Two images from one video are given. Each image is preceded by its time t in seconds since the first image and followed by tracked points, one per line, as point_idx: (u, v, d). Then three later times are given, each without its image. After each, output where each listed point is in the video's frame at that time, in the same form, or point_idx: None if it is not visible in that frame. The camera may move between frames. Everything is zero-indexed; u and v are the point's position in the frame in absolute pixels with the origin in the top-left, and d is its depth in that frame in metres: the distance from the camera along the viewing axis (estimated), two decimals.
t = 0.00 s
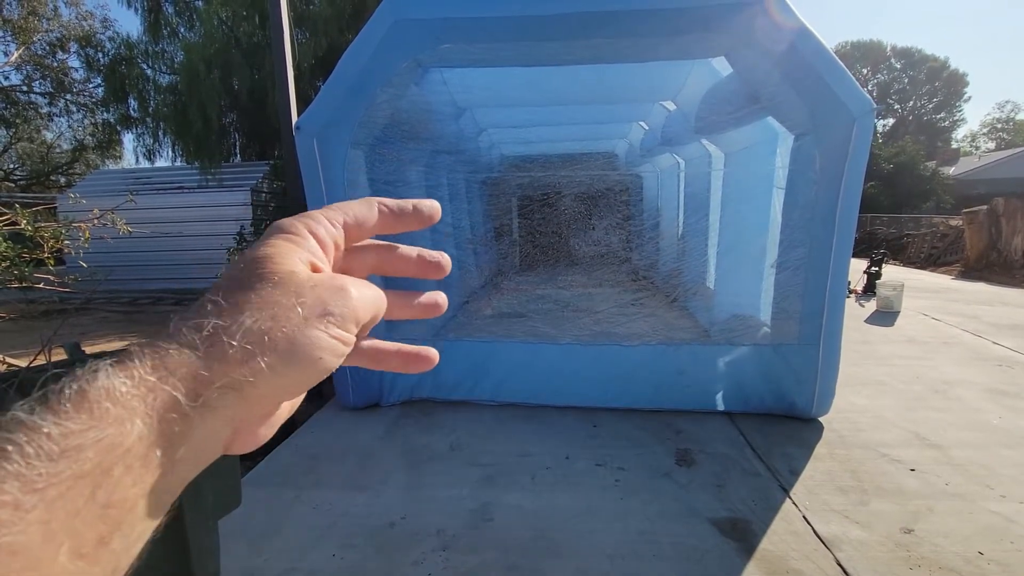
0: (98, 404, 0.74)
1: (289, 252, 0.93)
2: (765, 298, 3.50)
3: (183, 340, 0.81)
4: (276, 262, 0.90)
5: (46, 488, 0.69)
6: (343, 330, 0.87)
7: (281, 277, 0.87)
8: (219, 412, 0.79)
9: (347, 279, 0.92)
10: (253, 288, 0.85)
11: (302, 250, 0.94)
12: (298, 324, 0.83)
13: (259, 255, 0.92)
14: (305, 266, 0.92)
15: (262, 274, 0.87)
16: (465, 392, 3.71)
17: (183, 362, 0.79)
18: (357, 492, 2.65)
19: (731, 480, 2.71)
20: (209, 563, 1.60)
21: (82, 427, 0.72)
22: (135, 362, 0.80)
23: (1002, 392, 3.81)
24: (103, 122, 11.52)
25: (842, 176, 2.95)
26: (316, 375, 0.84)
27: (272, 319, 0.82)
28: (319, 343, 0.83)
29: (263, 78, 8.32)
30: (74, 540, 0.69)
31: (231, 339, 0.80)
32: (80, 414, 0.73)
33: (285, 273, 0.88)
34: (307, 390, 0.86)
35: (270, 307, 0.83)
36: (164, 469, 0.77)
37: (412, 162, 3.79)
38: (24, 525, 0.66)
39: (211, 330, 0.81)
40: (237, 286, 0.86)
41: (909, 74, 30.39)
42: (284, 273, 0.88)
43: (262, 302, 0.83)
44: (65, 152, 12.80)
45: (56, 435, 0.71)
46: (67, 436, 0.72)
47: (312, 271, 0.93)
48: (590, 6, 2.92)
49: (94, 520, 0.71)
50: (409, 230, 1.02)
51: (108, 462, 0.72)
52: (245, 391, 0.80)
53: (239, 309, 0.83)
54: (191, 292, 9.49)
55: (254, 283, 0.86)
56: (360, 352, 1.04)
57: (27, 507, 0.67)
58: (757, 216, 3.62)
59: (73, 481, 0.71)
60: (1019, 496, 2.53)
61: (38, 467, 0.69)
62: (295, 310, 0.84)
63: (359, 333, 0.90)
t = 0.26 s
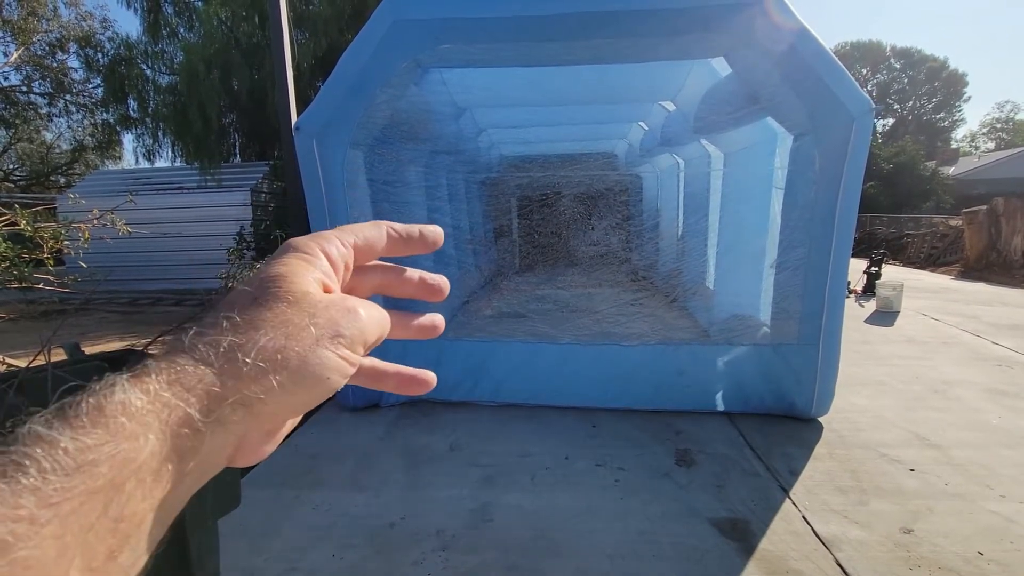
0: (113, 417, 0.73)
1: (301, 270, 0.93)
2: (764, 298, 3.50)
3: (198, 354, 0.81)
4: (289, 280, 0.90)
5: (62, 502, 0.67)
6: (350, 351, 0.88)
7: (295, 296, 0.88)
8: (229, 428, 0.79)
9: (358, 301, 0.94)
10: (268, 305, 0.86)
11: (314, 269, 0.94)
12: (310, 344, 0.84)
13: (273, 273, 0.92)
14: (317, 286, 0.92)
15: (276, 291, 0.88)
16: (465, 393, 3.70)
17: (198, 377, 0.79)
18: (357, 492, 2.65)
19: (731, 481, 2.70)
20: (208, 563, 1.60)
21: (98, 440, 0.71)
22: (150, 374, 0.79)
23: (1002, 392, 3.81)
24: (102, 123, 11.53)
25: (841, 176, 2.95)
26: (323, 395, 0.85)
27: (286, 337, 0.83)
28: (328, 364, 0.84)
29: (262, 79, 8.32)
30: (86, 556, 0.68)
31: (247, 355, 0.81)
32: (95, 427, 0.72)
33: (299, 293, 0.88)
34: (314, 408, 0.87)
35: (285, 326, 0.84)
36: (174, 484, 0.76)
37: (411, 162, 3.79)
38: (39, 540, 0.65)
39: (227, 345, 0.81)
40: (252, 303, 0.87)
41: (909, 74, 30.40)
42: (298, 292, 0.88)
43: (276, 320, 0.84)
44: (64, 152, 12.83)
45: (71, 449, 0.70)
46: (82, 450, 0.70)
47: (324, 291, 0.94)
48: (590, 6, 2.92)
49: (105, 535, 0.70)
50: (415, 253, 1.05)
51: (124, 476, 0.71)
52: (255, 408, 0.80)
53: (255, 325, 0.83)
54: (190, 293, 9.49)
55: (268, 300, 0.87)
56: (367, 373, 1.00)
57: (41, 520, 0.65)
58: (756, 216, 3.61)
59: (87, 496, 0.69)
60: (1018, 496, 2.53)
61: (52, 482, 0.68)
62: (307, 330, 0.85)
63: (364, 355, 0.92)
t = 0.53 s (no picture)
0: (112, 424, 0.74)
1: (304, 278, 0.93)
2: (764, 298, 3.50)
3: (196, 361, 0.81)
4: (291, 288, 0.90)
5: (60, 510, 0.67)
6: (350, 360, 0.89)
7: (296, 304, 0.88)
8: (226, 436, 0.79)
9: (357, 310, 0.93)
10: (268, 313, 0.86)
11: (316, 277, 0.94)
12: (310, 352, 0.84)
13: (274, 281, 0.92)
14: (318, 294, 0.92)
15: (277, 299, 0.88)
16: (465, 393, 3.71)
17: (196, 384, 0.80)
18: (357, 492, 2.65)
19: (731, 481, 2.70)
20: (208, 563, 1.60)
21: (96, 447, 0.72)
22: (149, 381, 0.79)
23: (1002, 392, 3.81)
24: (102, 123, 11.53)
25: (841, 176, 2.95)
26: (320, 403, 0.86)
27: (285, 345, 0.83)
28: (327, 372, 0.85)
29: (263, 79, 8.32)
30: (83, 563, 0.68)
31: (245, 362, 0.81)
32: (94, 434, 0.73)
33: (300, 301, 0.88)
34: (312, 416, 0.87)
35: (284, 334, 0.84)
36: (171, 491, 0.76)
37: (411, 163, 3.81)
38: (36, 548, 0.65)
39: (226, 352, 0.82)
40: (252, 310, 0.87)
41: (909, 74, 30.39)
42: (298, 300, 0.88)
43: (276, 328, 0.84)
44: (65, 153, 12.84)
45: (68, 456, 0.71)
46: (80, 457, 0.71)
47: (324, 300, 0.93)
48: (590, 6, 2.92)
49: (102, 543, 0.70)
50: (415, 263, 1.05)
51: (121, 484, 0.71)
52: (252, 416, 0.80)
53: (254, 333, 0.83)
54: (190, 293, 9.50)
55: (268, 308, 0.87)
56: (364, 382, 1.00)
57: (40, 528, 0.66)
58: (757, 217, 3.62)
59: (85, 504, 0.69)
60: (1018, 496, 2.53)
61: (50, 489, 0.68)
62: (308, 338, 0.85)
63: (363, 362, 0.92)
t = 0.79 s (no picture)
0: (94, 430, 0.74)
1: (289, 276, 0.92)
2: (763, 298, 3.50)
3: (177, 365, 0.82)
4: (274, 287, 0.90)
5: (47, 516, 0.68)
6: (337, 351, 0.86)
7: (277, 300, 0.87)
8: (213, 436, 0.80)
9: (343, 301, 0.91)
10: (247, 313, 0.85)
11: (301, 276, 0.93)
12: (293, 347, 0.83)
13: (257, 281, 0.91)
14: (301, 291, 0.91)
15: (258, 298, 0.87)
16: (465, 393, 3.71)
17: (178, 388, 0.80)
18: (357, 493, 2.65)
19: (731, 481, 2.70)
20: (207, 564, 1.59)
21: (80, 454, 0.72)
22: (131, 387, 0.80)
23: (1001, 392, 3.82)
24: (102, 124, 11.52)
25: (841, 175, 2.95)
26: (307, 399, 0.85)
27: (266, 341, 0.82)
28: (314, 367, 0.83)
29: (263, 80, 8.32)
30: (75, 567, 0.69)
31: (226, 362, 0.81)
32: (77, 441, 0.73)
33: (282, 298, 0.87)
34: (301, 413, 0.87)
35: (265, 331, 0.83)
36: (160, 494, 0.77)
37: (411, 163, 3.82)
38: (25, 554, 0.66)
39: (206, 354, 0.82)
40: (233, 311, 0.87)
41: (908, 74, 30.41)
42: (279, 297, 0.87)
43: (256, 325, 0.83)
44: (64, 154, 12.84)
45: (53, 464, 0.72)
46: (64, 464, 0.72)
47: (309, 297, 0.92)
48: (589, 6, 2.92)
49: (93, 547, 0.71)
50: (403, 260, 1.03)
51: (107, 489, 0.72)
52: (238, 415, 0.81)
53: (233, 333, 0.83)
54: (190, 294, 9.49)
55: (248, 308, 0.86)
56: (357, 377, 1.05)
57: (27, 535, 0.67)
58: (757, 217, 3.62)
59: (72, 510, 0.70)
60: (1018, 495, 2.53)
61: (36, 497, 0.69)
62: (290, 333, 0.84)
63: (353, 355, 0.90)
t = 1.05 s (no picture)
0: (69, 430, 0.75)
1: (258, 269, 0.92)
2: (763, 298, 3.51)
3: (148, 364, 0.82)
4: (243, 280, 0.89)
5: (26, 512, 0.68)
6: (311, 331, 0.85)
7: (241, 290, 0.87)
8: (191, 429, 0.81)
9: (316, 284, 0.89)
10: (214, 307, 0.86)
11: (273, 270, 0.92)
12: (259, 334, 0.82)
13: (228, 277, 0.92)
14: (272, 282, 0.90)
15: (223, 293, 0.88)
16: (465, 393, 3.70)
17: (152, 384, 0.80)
18: (357, 493, 2.65)
19: (731, 480, 2.70)
20: (207, 564, 1.59)
21: (56, 451, 0.72)
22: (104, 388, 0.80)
23: (1001, 391, 3.81)
24: (101, 124, 11.51)
25: (841, 174, 2.95)
26: (282, 381, 0.85)
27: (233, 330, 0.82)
28: (285, 351, 0.83)
29: (263, 80, 8.31)
30: (60, 562, 0.67)
31: (195, 355, 0.82)
32: (52, 440, 0.73)
33: (247, 288, 0.87)
34: (278, 401, 0.86)
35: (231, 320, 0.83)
36: (145, 488, 0.77)
37: (411, 163, 3.79)
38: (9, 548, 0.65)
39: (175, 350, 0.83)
40: (202, 309, 0.88)
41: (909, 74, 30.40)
42: (246, 289, 0.87)
43: (222, 316, 0.83)
44: (64, 154, 12.84)
45: (30, 462, 0.71)
46: (41, 462, 0.71)
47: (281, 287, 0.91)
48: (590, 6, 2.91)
49: (78, 542, 0.70)
50: (384, 242, 0.99)
51: (86, 483, 0.72)
52: (213, 406, 0.82)
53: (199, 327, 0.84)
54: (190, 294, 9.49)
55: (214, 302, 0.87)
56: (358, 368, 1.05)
57: (8, 531, 0.66)
58: (757, 217, 3.62)
59: (53, 505, 0.69)
60: (1018, 495, 2.52)
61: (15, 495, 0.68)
62: (256, 320, 0.83)
63: (333, 334, 0.88)
